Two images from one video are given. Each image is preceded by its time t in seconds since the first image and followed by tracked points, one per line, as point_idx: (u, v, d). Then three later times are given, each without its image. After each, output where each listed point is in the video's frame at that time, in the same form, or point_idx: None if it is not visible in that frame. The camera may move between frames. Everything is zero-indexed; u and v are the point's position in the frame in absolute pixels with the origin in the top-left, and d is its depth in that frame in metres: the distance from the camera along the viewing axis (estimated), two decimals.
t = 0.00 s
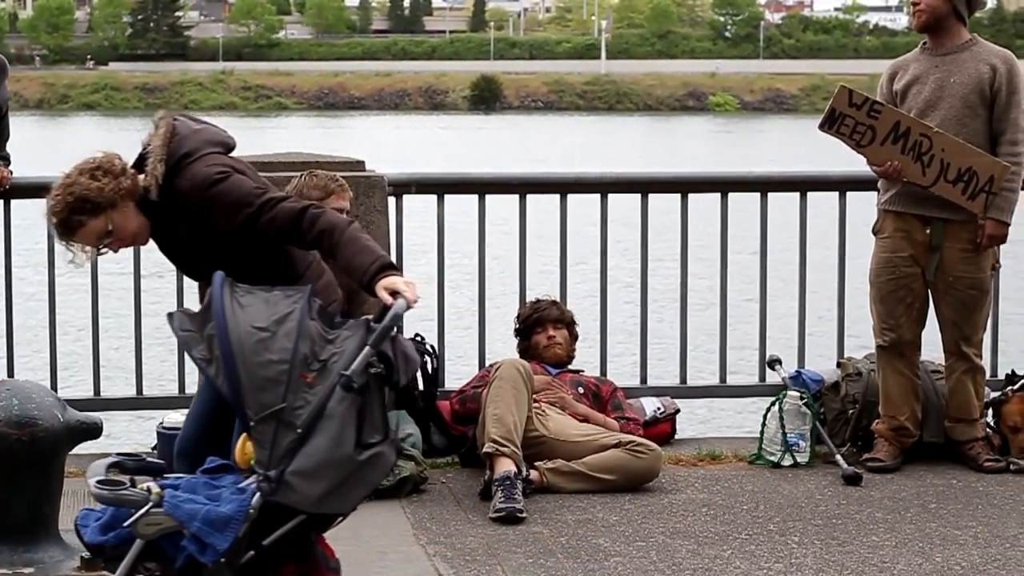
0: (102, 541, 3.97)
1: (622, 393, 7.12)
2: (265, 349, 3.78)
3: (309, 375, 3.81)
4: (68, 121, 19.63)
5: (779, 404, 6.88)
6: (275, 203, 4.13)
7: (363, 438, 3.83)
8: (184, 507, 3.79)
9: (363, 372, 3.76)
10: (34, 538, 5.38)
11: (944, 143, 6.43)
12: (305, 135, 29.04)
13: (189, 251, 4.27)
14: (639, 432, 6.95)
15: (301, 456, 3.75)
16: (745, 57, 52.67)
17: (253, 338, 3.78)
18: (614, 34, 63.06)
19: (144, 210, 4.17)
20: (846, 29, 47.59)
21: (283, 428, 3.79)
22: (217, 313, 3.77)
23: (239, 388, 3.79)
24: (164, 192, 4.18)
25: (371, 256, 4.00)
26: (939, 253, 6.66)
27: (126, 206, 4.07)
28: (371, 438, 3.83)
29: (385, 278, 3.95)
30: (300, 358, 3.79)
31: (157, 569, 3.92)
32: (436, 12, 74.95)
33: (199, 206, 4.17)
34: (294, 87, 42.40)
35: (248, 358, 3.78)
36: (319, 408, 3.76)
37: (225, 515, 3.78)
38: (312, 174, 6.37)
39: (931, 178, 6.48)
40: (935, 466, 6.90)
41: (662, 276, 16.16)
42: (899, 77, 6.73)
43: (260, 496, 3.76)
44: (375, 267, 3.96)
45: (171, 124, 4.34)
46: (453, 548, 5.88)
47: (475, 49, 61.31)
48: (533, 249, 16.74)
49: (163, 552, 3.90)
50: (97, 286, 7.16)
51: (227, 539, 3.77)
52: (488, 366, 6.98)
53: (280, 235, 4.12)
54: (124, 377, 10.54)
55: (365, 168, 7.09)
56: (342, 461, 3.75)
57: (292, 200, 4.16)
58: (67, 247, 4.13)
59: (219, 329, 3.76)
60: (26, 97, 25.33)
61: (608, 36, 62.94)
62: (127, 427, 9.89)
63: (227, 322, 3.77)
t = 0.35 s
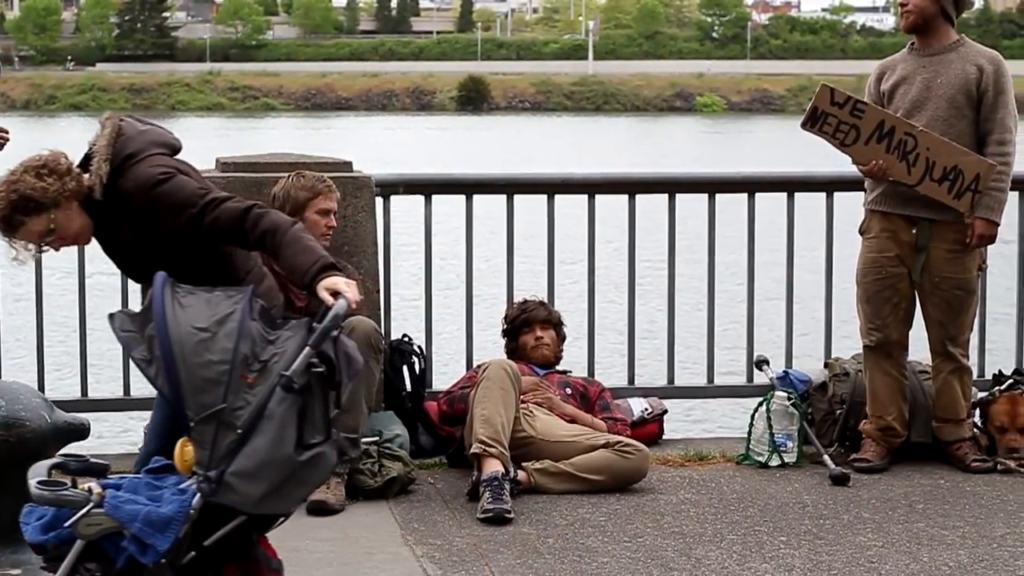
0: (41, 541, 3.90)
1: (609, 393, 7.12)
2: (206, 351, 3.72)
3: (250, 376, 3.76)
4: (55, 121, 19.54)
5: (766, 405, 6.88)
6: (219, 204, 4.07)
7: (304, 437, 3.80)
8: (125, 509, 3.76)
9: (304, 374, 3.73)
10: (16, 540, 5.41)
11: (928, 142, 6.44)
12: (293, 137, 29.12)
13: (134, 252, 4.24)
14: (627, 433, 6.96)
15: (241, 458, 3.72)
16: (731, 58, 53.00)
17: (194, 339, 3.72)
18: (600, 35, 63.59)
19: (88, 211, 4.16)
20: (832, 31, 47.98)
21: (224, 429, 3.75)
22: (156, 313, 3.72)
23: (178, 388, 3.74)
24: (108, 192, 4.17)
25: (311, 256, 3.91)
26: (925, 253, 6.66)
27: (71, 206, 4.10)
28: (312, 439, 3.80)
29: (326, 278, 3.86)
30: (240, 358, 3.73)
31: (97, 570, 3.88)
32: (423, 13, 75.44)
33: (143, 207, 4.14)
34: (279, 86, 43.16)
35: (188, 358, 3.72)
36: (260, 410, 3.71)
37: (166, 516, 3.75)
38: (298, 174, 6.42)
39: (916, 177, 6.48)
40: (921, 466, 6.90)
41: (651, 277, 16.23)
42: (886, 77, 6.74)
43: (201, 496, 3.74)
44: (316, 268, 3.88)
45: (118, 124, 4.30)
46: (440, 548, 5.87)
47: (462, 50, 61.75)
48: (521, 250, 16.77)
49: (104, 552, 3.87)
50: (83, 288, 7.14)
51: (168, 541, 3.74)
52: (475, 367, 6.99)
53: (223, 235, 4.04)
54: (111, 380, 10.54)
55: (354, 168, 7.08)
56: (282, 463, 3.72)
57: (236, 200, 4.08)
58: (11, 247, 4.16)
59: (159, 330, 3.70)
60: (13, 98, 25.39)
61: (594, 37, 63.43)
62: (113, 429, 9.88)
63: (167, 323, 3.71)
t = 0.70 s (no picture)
0: None
1: (599, 394, 7.13)
2: (150, 350, 3.69)
3: (194, 375, 3.72)
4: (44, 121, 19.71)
5: (756, 405, 6.89)
6: (169, 199, 4.10)
7: (250, 438, 3.74)
8: (71, 509, 3.70)
9: (249, 373, 3.69)
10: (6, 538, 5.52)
11: (915, 142, 6.44)
12: (287, 139, 29.38)
13: (79, 241, 4.30)
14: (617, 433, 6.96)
15: (186, 457, 3.64)
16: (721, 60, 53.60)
17: (137, 339, 3.69)
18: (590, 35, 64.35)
19: (37, 198, 4.19)
20: (822, 31, 48.77)
21: (169, 429, 3.68)
22: (101, 312, 3.67)
23: (123, 387, 3.69)
24: (58, 181, 4.18)
25: (257, 254, 3.93)
26: (913, 254, 6.67)
27: (17, 191, 4.14)
28: (257, 439, 3.74)
29: (271, 275, 3.87)
30: (184, 358, 3.70)
31: (42, 571, 3.79)
32: (413, 14, 76.18)
33: (93, 199, 4.16)
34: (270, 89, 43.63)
35: (133, 357, 3.68)
36: (204, 409, 3.66)
37: (111, 516, 3.68)
38: (289, 175, 6.48)
39: (903, 177, 6.49)
40: (912, 466, 6.90)
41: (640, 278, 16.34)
42: (876, 78, 6.75)
43: (146, 497, 3.66)
44: (261, 265, 3.89)
45: (75, 116, 4.31)
46: (430, 549, 5.87)
47: (452, 51, 62.40)
48: (512, 252, 16.87)
49: (48, 555, 3.78)
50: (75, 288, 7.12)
51: (113, 541, 3.67)
52: (465, 368, 6.98)
53: (172, 230, 4.09)
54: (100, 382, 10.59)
55: (344, 169, 7.07)
56: (227, 462, 3.65)
57: (188, 196, 4.12)
58: None
59: (102, 330, 3.67)
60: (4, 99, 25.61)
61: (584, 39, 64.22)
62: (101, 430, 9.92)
63: (110, 323, 3.67)
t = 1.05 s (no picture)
0: None
1: (588, 395, 7.13)
2: (82, 352, 3.88)
3: (127, 378, 3.92)
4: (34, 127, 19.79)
5: (744, 407, 6.89)
6: (120, 189, 4.29)
7: (182, 439, 3.94)
8: (3, 510, 3.88)
9: (179, 376, 3.90)
10: None
11: (900, 142, 6.45)
12: (278, 145, 29.52)
13: (25, 221, 4.46)
14: (605, 434, 6.97)
15: (117, 459, 3.86)
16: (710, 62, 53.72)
17: (70, 341, 3.88)
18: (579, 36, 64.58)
19: None
20: (810, 32, 49.13)
21: (100, 430, 3.90)
22: (34, 314, 3.87)
23: (55, 388, 3.89)
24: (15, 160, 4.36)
25: (194, 253, 4.10)
26: (900, 255, 6.67)
27: None
28: (190, 439, 3.94)
29: (203, 278, 4.04)
30: (117, 360, 3.89)
31: None
32: (402, 14, 76.32)
33: (46, 182, 4.34)
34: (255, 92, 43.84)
35: (65, 359, 3.87)
36: (135, 412, 3.87)
37: (43, 518, 3.86)
38: (277, 176, 6.51)
39: (889, 177, 6.50)
40: (901, 467, 6.90)
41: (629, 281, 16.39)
42: (863, 79, 6.75)
43: (78, 498, 3.86)
44: (195, 265, 4.06)
45: (40, 99, 4.49)
46: (418, 549, 5.87)
47: (440, 51, 62.62)
48: (501, 255, 16.90)
49: None
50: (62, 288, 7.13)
51: (44, 542, 3.85)
52: (453, 370, 6.98)
53: (119, 220, 4.27)
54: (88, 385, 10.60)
55: (332, 171, 7.06)
56: (159, 463, 3.87)
57: (140, 188, 4.30)
58: None
59: (35, 331, 3.86)
60: None
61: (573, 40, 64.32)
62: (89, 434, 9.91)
63: (43, 324, 3.87)
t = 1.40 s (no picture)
0: None
1: (579, 396, 7.13)
2: (20, 353, 3.96)
3: (64, 379, 3.98)
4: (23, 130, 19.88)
5: (735, 407, 6.88)
6: (85, 181, 4.45)
7: (121, 440, 3.97)
8: None
9: (116, 377, 3.94)
10: None
11: (888, 143, 6.46)
12: (269, 148, 29.69)
13: None
14: (596, 435, 6.97)
15: (54, 460, 3.86)
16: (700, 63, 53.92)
17: (7, 342, 3.97)
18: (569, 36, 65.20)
19: None
20: (800, 32, 49.59)
21: (36, 432, 3.91)
22: None
23: None
24: None
25: (141, 254, 4.22)
26: (890, 256, 6.68)
27: None
28: (128, 442, 3.97)
29: (142, 281, 4.13)
30: (54, 362, 3.96)
31: None
32: (391, 15, 76.83)
33: (11, 166, 4.47)
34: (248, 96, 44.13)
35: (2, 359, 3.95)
36: (71, 412, 3.90)
37: None
38: (268, 177, 6.51)
39: (878, 178, 6.51)
40: (892, 468, 6.89)
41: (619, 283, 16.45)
42: (853, 80, 6.75)
43: (14, 500, 3.83)
44: (135, 266, 4.16)
45: (13, 88, 4.65)
46: (408, 550, 5.87)
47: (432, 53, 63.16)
48: (492, 258, 16.94)
49: None
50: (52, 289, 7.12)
51: None
52: (443, 370, 6.98)
53: (82, 211, 4.42)
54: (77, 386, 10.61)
55: (323, 171, 7.05)
56: (96, 464, 3.89)
57: (103, 182, 4.47)
58: None
59: None
60: None
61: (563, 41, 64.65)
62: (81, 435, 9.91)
63: None
